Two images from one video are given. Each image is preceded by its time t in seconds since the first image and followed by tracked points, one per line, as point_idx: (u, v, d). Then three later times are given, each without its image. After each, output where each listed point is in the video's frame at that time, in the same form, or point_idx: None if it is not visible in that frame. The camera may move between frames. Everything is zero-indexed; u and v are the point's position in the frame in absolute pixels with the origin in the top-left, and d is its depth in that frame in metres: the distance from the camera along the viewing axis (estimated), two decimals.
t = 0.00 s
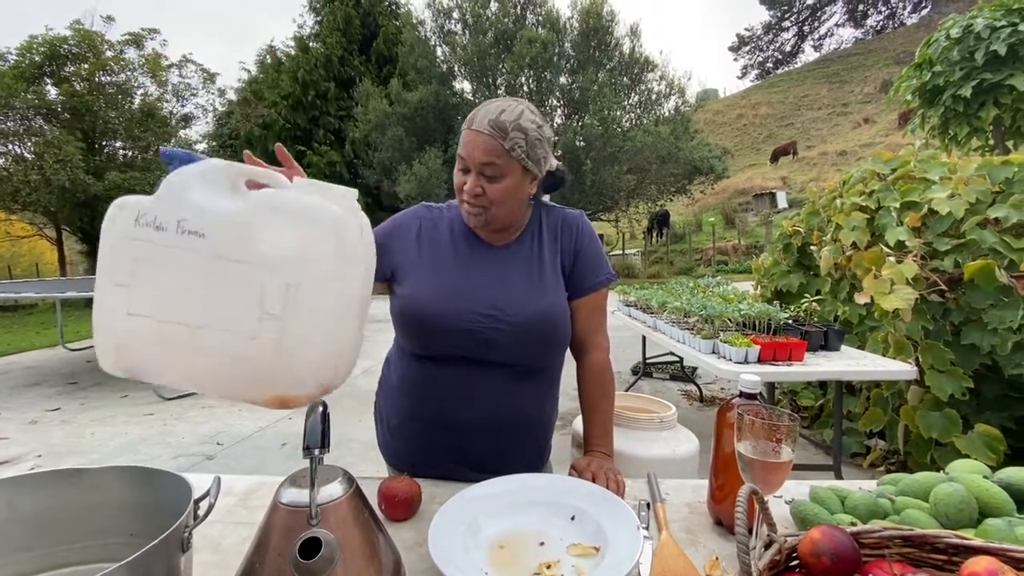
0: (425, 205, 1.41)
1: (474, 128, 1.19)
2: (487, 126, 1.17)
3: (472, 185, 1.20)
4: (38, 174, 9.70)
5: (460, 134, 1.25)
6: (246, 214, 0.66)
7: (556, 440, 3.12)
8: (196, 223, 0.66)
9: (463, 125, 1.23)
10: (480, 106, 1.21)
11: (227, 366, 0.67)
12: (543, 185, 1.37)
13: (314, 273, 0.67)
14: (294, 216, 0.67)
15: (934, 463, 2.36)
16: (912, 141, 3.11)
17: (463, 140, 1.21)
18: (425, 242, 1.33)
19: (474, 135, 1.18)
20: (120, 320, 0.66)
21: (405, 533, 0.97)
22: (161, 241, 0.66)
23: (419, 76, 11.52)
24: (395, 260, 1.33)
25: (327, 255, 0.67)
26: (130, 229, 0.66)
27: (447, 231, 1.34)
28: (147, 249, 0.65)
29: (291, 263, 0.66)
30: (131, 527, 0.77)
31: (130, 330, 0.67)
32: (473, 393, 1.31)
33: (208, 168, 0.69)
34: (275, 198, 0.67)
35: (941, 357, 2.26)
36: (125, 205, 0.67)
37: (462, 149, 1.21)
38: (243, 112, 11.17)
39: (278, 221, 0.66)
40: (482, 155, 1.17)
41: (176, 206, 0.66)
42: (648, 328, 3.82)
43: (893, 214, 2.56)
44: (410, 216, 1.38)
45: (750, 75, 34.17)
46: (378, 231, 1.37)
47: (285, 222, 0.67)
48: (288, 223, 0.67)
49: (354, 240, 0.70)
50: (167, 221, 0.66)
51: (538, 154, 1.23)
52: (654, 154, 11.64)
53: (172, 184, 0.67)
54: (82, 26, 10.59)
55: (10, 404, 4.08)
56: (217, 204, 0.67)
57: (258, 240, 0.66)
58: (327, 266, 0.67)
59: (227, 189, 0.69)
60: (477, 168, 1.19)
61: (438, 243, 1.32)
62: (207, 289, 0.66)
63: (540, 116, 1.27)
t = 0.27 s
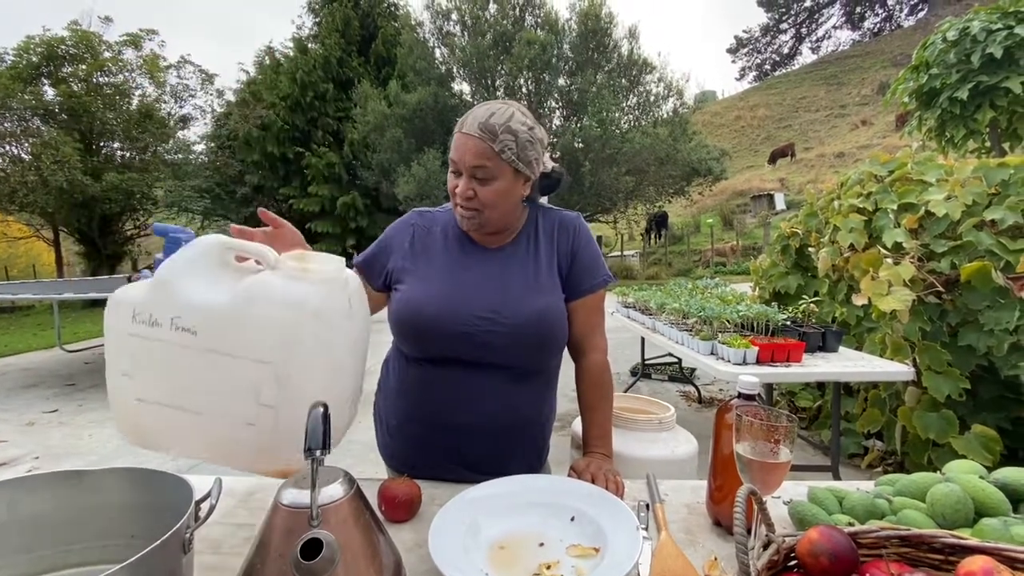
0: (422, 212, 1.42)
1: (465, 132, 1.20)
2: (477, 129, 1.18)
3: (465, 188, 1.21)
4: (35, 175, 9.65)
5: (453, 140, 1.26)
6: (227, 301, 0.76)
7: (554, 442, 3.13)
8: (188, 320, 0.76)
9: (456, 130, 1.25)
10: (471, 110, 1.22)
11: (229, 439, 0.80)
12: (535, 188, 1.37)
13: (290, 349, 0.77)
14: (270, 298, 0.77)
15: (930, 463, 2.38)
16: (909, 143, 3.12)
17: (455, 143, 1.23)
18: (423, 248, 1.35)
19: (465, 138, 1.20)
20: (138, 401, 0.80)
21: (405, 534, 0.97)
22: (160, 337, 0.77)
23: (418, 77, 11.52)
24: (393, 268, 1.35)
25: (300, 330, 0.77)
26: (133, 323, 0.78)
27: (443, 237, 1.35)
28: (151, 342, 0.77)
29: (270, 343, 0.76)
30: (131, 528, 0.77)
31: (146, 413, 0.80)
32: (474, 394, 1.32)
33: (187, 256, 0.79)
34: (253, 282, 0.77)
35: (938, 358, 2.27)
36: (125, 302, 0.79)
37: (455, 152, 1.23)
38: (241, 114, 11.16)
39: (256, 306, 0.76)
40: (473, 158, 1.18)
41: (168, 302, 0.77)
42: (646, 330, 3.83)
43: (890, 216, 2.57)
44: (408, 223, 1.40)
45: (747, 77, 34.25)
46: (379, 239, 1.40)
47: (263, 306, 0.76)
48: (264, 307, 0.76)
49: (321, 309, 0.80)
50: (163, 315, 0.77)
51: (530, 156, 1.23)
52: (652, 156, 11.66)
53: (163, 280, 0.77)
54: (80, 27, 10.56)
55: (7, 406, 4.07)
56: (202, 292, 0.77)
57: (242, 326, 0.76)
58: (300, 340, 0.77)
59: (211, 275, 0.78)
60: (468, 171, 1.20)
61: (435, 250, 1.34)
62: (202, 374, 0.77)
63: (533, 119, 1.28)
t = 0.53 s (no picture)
0: (421, 214, 1.42)
1: (464, 133, 1.21)
2: (475, 130, 1.19)
3: (463, 189, 1.22)
4: (34, 176, 9.64)
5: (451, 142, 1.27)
6: (218, 337, 0.87)
7: (554, 444, 3.13)
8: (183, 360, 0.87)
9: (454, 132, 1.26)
10: (470, 111, 1.23)
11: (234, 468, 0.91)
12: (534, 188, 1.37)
13: (284, 379, 0.87)
14: (261, 332, 0.87)
15: (929, 464, 2.38)
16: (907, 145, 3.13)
17: (454, 144, 1.23)
18: (422, 252, 1.35)
19: (463, 140, 1.21)
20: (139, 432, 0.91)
21: (405, 535, 0.97)
22: (156, 376, 0.88)
23: (417, 79, 11.53)
24: (393, 273, 1.36)
25: (295, 361, 0.88)
26: (124, 364, 0.89)
27: (443, 239, 1.35)
28: (146, 382, 0.88)
29: (263, 373, 0.87)
30: (131, 530, 0.77)
31: (148, 447, 0.91)
32: (475, 395, 1.32)
33: (175, 296, 0.90)
34: (241, 317, 0.88)
35: (936, 359, 2.28)
36: (115, 347, 0.90)
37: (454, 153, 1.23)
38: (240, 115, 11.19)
39: (246, 340, 0.87)
40: (472, 160, 1.19)
41: (163, 345, 0.88)
42: (645, 331, 3.83)
43: (888, 218, 2.57)
44: (407, 226, 1.40)
45: (746, 79, 34.32)
46: (379, 243, 1.41)
47: (253, 339, 0.87)
48: (253, 341, 0.87)
49: (321, 340, 0.89)
50: (156, 356, 0.88)
51: (528, 157, 1.24)
52: (651, 157, 11.66)
53: (154, 321, 0.89)
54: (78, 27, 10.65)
55: (5, 408, 4.06)
56: (192, 330, 0.88)
57: (233, 359, 0.87)
58: (299, 370, 0.88)
59: (199, 312, 0.90)
60: (466, 172, 1.21)
61: (434, 253, 1.34)
62: (200, 407, 0.88)
63: (531, 120, 1.29)
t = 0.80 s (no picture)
0: (421, 217, 1.43)
1: (473, 133, 1.20)
2: (487, 129, 1.19)
3: (474, 189, 1.20)
4: (32, 177, 9.64)
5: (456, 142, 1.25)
6: (209, 352, 0.89)
7: (553, 445, 3.13)
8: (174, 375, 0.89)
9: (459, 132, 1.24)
10: (478, 110, 1.22)
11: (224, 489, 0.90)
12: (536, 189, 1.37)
13: (277, 393, 0.87)
14: (253, 346, 0.89)
15: (928, 465, 2.39)
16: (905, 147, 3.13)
17: (463, 144, 1.22)
18: (423, 255, 1.35)
19: (474, 139, 1.20)
20: (123, 449, 0.91)
21: (406, 536, 0.97)
22: (144, 391, 0.89)
23: (416, 80, 11.54)
24: (394, 277, 1.37)
25: (288, 376, 0.87)
26: (109, 379, 0.90)
27: (443, 243, 1.36)
28: (132, 396, 0.89)
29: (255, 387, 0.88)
30: (131, 531, 0.77)
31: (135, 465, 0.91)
32: (476, 398, 1.32)
33: (165, 312, 0.92)
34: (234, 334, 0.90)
35: (935, 360, 2.29)
36: (98, 361, 0.91)
37: (464, 153, 1.21)
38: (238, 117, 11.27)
39: (237, 355, 0.88)
40: (484, 158, 1.18)
41: (152, 361, 0.89)
42: (644, 332, 3.84)
43: (886, 219, 2.58)
44: (407, 229, 1.40)
45: (744, 80, 34.38)
46: (379, 246, 1.42)
47: (244, 355, 0.89)
48: (245, 356, 0.88)
49: (319, 356, 0.90)
50: (145, 371, 0.89)
51: (534, 158, 1.25)
52: (650, 158, 11.67)
53: (141, 336, 0.90)
54: (77, 28, 10.68)
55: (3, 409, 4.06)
56: (183, 345, 0.90)
57: (222, 375, 0.88)
58: (296, 393, 0.87)
59: (193, 330, 0.93)
60: (479, 172, 1.20)
61: (434, 256, 1.35)
62: (186, 420, 0.88)
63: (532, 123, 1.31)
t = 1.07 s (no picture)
0: (417, 221, 1.43)
1: (505, 133, 1.22)
2: (519, 130, 1.23)
3: (509, 189, 1.22)
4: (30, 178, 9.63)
5: (478, 143, 1.24)
6: (182, 378, 0.88)
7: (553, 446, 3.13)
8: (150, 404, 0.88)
9: (483, 132, 1.24)
10: (501, 111, 1.24)
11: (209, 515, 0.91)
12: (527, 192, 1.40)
13: (258, 415, 0.87)
14: (227, 369, 0.87)
15: (926, 466, 2.39)
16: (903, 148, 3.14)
17: (492, 144, 1.22)
18: (420, 260, 1.36)
19: (507, 139, 1.22)
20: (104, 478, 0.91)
21: (406, 537, 0.98)
22: (121, 421, 0.89)
23: (415, 81, 11.55)
24: (391, 283, 1.38)
25: (267, 397, 0.87)
26: (84, 410, 0.90)
27: (440, 248, 1.36)
28: (110, 426, 0.89)
29: (233, 411, 0.87)
30: (133, 531, 0.77)
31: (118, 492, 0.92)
32: (476, 402, 1.32)
33: (140, 337, 0.91)
34: (207, 357, 0.89)
35: (932, 361, 2.30)
36: (73, 392, 0.90)
37: (495, 153, 1.22)
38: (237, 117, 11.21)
39: (212, 379, 0.87)
40: (521, 157, 1.22)
41: (127, 389, 0.89)
42: (643, 333, 3.85)
43: (884, 220, 2.59)
44: (403, 234, 1.41)
45: (742, 82, 34.42)
46: (377, 252, 1.42)
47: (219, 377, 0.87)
48: (221, 379, 0.87)
49: (297, 371, 0.88)
50: (119, 400, 0.89)
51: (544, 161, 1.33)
52: (649, 160, 11.67)
53: (113, 365, 0.89)
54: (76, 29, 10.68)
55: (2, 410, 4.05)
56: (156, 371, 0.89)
57: (198, 401, 0.87)
58: (270, 419, 0.87)
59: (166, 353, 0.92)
60: (512, 171, 1.22)
61: (432, 261, 1.35)
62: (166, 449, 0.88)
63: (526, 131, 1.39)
